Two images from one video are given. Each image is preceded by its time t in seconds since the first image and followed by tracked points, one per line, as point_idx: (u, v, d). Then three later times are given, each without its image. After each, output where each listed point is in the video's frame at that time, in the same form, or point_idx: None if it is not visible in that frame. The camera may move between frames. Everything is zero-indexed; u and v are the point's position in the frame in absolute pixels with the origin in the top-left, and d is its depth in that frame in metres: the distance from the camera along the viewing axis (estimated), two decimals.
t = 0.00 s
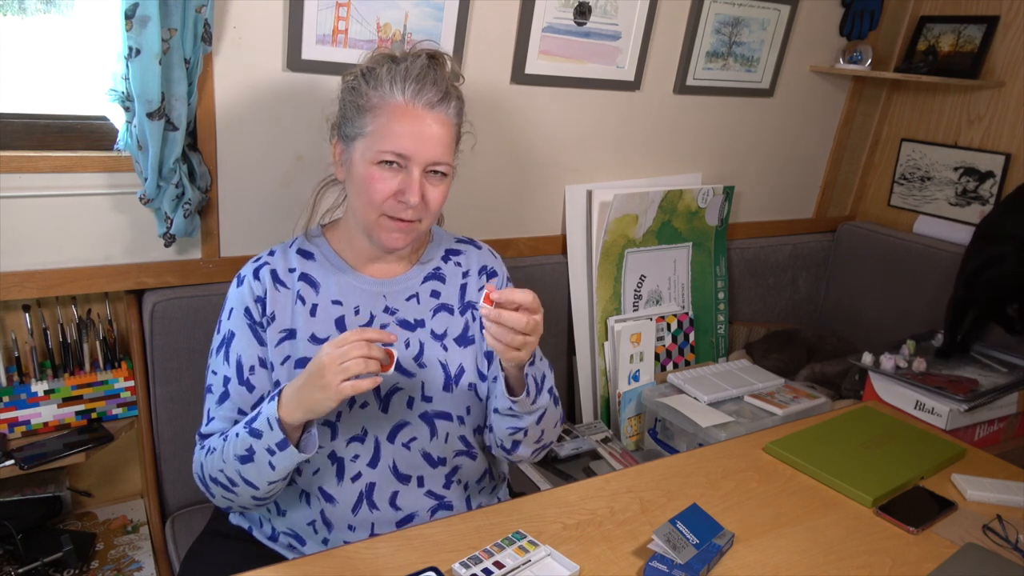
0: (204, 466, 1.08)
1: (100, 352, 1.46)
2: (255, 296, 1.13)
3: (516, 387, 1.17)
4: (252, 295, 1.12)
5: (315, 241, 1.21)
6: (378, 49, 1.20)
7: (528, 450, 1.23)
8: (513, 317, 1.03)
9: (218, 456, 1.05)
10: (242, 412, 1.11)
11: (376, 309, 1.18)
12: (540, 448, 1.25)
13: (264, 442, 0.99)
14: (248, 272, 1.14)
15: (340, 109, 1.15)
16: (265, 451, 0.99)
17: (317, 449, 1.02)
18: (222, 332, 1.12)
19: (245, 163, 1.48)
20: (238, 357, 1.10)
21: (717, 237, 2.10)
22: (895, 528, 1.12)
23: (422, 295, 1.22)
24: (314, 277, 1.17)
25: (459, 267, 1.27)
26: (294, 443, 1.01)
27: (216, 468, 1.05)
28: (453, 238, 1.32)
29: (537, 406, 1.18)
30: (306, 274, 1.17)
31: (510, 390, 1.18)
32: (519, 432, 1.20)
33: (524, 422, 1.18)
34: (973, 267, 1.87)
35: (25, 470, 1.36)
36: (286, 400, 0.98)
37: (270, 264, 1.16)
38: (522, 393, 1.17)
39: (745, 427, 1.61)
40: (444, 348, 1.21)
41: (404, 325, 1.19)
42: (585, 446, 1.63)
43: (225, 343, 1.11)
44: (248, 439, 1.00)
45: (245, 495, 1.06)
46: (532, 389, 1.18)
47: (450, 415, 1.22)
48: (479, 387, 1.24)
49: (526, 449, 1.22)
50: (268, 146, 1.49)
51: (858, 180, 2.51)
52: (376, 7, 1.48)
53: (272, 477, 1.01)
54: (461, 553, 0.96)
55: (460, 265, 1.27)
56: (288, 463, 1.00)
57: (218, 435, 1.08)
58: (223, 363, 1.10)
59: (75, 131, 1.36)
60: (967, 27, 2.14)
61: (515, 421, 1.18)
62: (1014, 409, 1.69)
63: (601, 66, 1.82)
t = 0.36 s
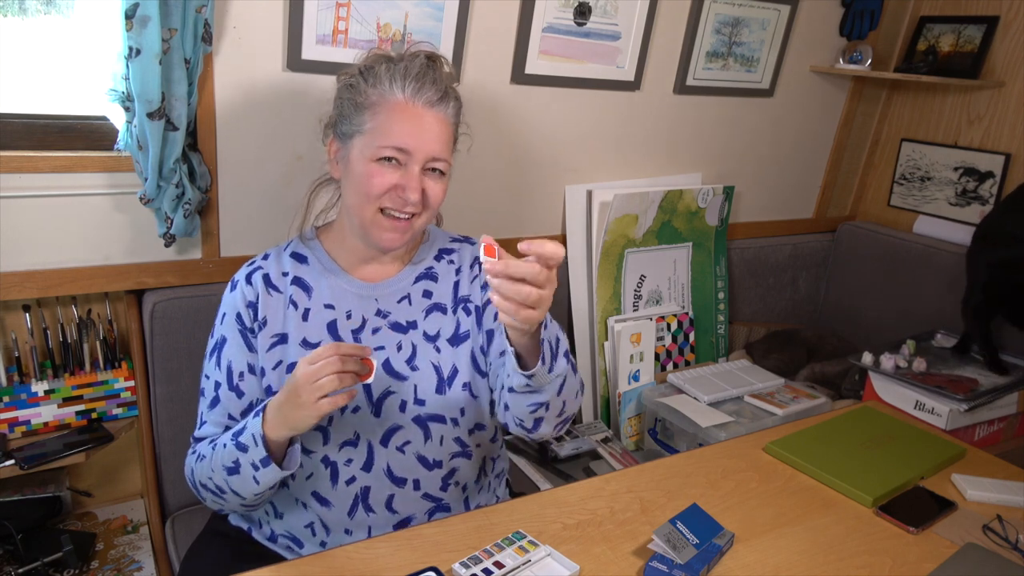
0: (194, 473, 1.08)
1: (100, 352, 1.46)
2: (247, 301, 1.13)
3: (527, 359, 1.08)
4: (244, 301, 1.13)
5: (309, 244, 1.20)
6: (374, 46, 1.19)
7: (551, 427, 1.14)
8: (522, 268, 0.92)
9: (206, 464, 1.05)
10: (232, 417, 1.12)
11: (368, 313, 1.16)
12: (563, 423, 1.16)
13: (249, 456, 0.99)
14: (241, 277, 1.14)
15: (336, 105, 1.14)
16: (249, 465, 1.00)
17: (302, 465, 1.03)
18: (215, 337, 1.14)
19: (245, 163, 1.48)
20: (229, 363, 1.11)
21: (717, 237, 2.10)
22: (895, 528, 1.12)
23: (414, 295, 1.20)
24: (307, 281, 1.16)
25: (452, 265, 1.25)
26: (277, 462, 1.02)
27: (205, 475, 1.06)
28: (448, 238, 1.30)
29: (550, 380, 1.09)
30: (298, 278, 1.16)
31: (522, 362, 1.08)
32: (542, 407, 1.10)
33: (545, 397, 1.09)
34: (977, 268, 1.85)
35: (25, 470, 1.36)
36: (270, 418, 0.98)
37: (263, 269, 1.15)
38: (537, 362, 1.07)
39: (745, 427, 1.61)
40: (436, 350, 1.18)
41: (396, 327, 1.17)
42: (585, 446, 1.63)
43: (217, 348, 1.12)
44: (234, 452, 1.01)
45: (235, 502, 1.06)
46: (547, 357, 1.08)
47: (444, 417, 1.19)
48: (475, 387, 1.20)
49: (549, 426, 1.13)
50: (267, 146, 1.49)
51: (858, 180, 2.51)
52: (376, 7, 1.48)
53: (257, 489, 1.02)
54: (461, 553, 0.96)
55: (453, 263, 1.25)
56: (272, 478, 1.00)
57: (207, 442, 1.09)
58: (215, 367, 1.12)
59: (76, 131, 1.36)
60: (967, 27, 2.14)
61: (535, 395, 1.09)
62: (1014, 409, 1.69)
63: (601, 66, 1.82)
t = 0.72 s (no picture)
0: (180, 481, 1.09)
1: (100, 352, 1.46)
2: (234, 308, 1.12)
3: (511, 371, 1.07)
4: (230, 308, 1.12)
5: (298, 249, 1.20)
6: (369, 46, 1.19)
7: (538, 436, 1.13)
8: (496, 293, 0.92)
9: (190, 473, 1.06)
10: (220, 424, 1.13)
11: (356, 320, 1.16)
12: (552, 433, 1.15)
13: (229, 465, 1.00)
14: (228, 284, 1.14)
15: (331, 104, 1.13)
16: (230, 474, 1.00)
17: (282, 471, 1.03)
18: (203, 344, 1.14)
19: (244, 162, 1.48)
20: (215, 371, 1.12)
21: (717, 237, 2.10)
22: (895, 528, 1.12)
23: (403, 301, 1.19)
24: (294, 287, 1.16)
25: (442, 269, 1.24)
26: (256, 471, 1.02)
27: (191, 483, 1.05)
28: (439, 240, 1.29)
29: (535, 394, 1.08)
30: (286, 284, 1.16)
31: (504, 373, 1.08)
32: (527, 418, 1.10)
33: (529, 408, 1.09)
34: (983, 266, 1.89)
35: (25, 470, 1.36)
36: (248, 427, 0.98)
37: (250, 275, 1.15)
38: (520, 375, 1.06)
39: (745, 427, 1.61)
40: (426, 357, 1.18)
41: (384, 334, 1.17)
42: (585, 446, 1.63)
43: (205, 355, 1.13)
44: (216, 461, 1.01)
45: (222, 511, 1.06)
46: (532, 371, 1.07)
47: (434, 425, 1.18)
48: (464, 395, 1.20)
49: (535, 435, 1.12)
50: (267, 146, 1.49)
51: (858, 180, 2.51)
52: (376, 7, 1.48)
53: (240, 498, 1.02)
54: (461, 553, 0.96)
55: (443, 267, 1.25)
56: (252, 487, 1.00)
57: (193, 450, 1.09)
58: (202, 375, 1.12)
59: (76, 131, 1.36)
60: (967, 27, 2.14)
61: (519, 406, 1.09)
62: (1014, 410, 1.69)
63: (601, 66, 1.82)
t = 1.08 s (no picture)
0: (182, 486, 1.08)
1: (100, 352, 1.46)
2: (233, 311, 1.13)
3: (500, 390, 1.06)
4: (229, 311, 1.13)
5: (295, 251, 1.20)
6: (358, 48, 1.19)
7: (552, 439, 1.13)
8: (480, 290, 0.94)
9: (193, 478, 1.05)
10: (221, 428, 1.12)
11: (356, 320, 1.16)
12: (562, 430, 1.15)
13: (233, 469, 1.00)
14: (226, 287, 1.14)
15: (322, 108, 1.13)
16: (234, 478, 1.00)
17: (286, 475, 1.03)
18: (202, 348, 1.14)
19: (244, 161, 1.48)
20: (215, 374, 1.11)
21: (717, 237, 2.10)
22: (895, 528, 1.12)
23: (403, 301, 1.20)
24: (293, 289, 1.16)
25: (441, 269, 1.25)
26: (261, 475, 1.02)
27: (194, 487, 1.05)
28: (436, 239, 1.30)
29: (531, 398, 1.06)
30: (285, 286, 1.16)
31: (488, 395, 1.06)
32: (541, 424, 1.09)
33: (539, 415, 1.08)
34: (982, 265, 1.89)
35: (25, 470, 1.36)
36: (251, 432, 0.98)
37: (248, 278, 1.15)
38: (509, 381, 1.05)
39: (745, 427, 1.61)
40: (426, 357, 1.18)
41: (385, 334, 1.17)
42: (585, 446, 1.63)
43: (204, 359, 1.13)
44: (219, 465, 1.01)
45: (225, 514, 1.06)
46: (521, 374, 1.06)
47: (436, 425, 1.18)
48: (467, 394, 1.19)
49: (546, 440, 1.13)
50: (267, 146, 1.49)
51: (858, 180, 2.51)
52: (376, 7, 1.48)
53: (244, 502, 1.02)
54: (461, 553, 0.96)
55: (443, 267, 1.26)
56: (257, 490, 1.00)
57: (195, 454, 1.08)
58: (202, 380, 1.12)
59: (76, 131, 1.36)
60: (967, 27, 2.14)
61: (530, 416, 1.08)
62: (1014, 410, 1.69)
63: (601, 66, 1.82)
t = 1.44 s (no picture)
0: (181, 484, 1.08)
1: (100, 352, 1.46)
2: (235, 310, 1.12)
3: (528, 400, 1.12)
4: (231, 310, 1.12)
5: (297, 249, 1.19)
6: (362, 49, 1.16)
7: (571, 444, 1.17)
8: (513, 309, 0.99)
9: (192, 475, 1.05)
10: (221, 426, 1.12)
11: (358, 320, 1.17)
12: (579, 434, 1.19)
13: (231, 466, 1.00)
14: (228, 286, 1.14)
15: (327, 113, 1.11)
16: (232, 475, 1.00)
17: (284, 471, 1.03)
18: (203, 346, 1.14)
19: (245, 161, 1.48)
20: (216, 372, 1.11)
21: (717, 237, 2.10)
22: (895, 528, 1.12)
23: (406, 301, 1.20)
24: (295, 288, 1.16)
25: (444, 270, 1.26)
26: (257, 471, 1.02)
27: (193, 484, 1.05)
28: (440, 240, 1.30)
29: (557, 408, 1.11)
30: (286, 285, 1.16)
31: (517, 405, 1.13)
32: (563, 431, 1.13)
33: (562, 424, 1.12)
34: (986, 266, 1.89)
35: (25, 470, 1.35)
36: (249, 427, 0.98)
37: (250, 276, 1.15)
38: (536, 393, 1.10)
39: (745, 427, 1.61)
40: (429, 357, 1.19)
41: (387, 334, 1.17)
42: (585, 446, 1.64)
43: (205, 357, 1.12)
44: (217, 462, 1.01)
45: (224, 511, 1.06)
46: (547, 386, 1.10)
47: (437, 425, 1.18)
48: (469, 395, 1.20)
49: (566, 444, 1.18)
50: (267, 146, 1.49)
51: (858, 180, 2.51)
52: (376, 7, 1.48)
53: (242, 499, 1.02)
54: (461, 553, 0.96)
55: (446, 268, 1.26)
56: (254, 487, 1.00)
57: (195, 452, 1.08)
58: (203, 378, 1.12)
59: (75, 131, 1.36)
60: (967, 27, 2.14)
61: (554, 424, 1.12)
62: (1014, 410, 1.69)
63: (601, 66, 1.82)
